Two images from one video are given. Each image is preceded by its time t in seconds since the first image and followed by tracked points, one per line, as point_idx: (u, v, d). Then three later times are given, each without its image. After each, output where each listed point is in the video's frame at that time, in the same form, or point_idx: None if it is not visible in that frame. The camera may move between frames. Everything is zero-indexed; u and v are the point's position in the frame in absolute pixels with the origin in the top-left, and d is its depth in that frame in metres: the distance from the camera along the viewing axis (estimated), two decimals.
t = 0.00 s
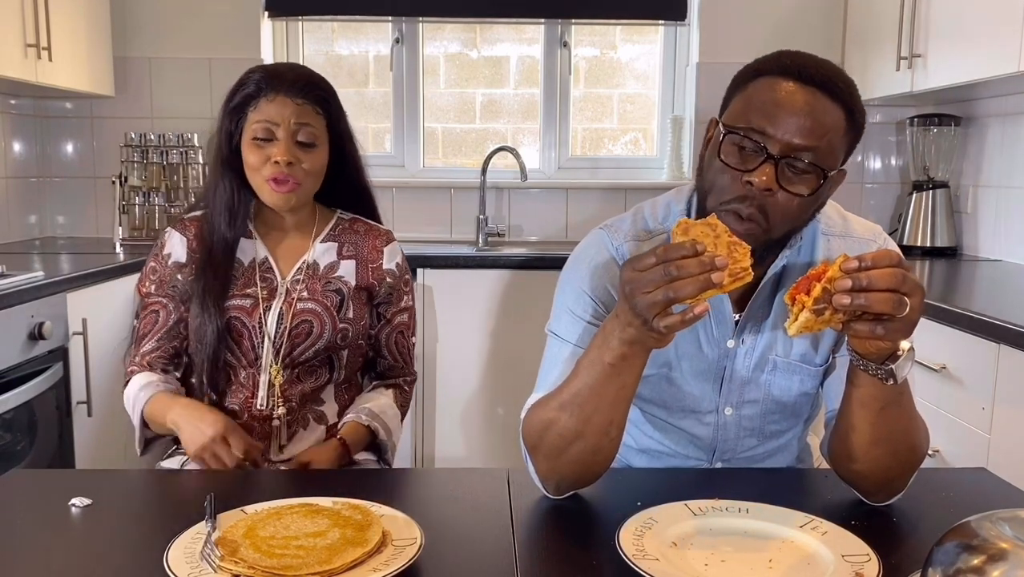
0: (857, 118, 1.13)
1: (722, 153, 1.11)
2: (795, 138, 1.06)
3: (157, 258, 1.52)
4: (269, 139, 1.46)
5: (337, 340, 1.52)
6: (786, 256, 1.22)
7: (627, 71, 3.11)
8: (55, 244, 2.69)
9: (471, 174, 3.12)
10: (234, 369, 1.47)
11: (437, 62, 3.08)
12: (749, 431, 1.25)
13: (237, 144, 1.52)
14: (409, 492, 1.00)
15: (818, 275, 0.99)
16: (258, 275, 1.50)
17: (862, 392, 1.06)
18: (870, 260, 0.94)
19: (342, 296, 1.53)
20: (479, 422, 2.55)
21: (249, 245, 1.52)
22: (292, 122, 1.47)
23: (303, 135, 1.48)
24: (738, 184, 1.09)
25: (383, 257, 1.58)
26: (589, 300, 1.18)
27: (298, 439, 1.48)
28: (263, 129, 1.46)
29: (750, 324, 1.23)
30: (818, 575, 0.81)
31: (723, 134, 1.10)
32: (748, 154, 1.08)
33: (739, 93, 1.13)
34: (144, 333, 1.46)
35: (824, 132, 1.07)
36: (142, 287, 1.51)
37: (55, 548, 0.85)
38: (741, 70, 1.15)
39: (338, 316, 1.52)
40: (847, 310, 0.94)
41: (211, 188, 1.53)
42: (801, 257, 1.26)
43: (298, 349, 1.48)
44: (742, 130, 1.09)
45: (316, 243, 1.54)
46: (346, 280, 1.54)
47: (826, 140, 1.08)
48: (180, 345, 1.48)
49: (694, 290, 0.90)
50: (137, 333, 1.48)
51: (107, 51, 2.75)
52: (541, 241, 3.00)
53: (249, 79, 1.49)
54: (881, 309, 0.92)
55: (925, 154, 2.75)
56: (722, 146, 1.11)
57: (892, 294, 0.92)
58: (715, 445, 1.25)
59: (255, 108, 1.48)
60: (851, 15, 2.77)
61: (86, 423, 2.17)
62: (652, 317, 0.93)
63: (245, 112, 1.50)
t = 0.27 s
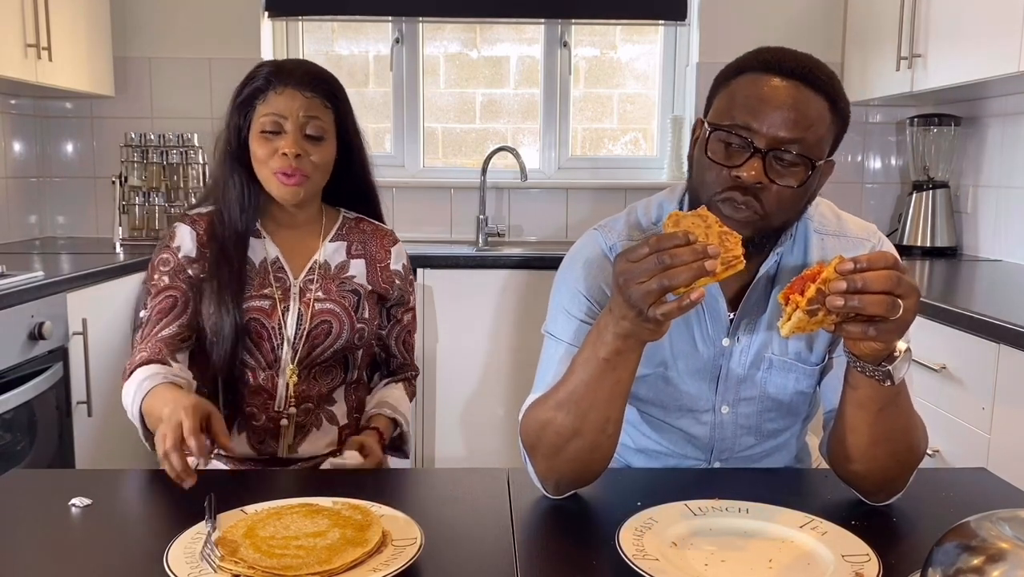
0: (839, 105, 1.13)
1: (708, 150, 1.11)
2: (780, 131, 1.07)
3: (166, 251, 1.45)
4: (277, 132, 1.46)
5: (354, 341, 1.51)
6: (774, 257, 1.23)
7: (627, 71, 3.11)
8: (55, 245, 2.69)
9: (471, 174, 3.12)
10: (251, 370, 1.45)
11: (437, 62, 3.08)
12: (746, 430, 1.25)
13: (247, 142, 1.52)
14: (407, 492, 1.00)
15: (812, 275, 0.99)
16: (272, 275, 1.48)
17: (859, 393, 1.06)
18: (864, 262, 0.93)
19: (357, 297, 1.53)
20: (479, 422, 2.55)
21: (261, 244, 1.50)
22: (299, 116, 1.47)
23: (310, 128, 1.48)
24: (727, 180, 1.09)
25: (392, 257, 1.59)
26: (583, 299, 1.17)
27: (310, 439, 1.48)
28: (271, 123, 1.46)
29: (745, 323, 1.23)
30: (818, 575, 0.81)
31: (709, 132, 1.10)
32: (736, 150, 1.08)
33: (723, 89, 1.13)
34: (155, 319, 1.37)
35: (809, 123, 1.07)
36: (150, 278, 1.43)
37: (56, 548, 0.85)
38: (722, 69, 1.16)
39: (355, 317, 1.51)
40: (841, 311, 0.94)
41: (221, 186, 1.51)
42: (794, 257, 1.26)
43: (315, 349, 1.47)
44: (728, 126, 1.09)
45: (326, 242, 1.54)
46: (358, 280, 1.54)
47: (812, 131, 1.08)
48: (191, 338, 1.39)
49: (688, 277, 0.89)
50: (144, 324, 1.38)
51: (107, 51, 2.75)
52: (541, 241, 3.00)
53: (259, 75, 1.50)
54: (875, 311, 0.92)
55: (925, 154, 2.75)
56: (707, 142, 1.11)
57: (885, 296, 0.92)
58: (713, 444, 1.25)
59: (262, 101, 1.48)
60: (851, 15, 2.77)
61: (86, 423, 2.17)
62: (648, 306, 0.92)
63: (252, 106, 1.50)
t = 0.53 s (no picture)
0: (834, 106, 1.13)
1: (707, 157, 1.11)
2: (780, 133, 1.06)
3: (173, 261, 1.38)
4: (287, 122, 1.45)
5: (368, 344, 1.51)
6: (769, 262, 1.23)
7: (627, 71, 3.11)
8: (55, 245, 2.69)
9: (471, 174, 3.12)
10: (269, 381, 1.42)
11: (437, 62, 3.08)
12: (743, 431, 1.25)
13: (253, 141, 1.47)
14: (407, 492, 1.00)
15: (807, 279, 0.99)
16: (285, 281, 1.45)
17: (856, 394, 1.06)
18: (858, 263, 0.94)
19: (371, 300, 1.52)
20: (479, 422, 2.55)
21: (270, 250, 1.45)
22: (308, 103, 1.47)
23: (320, 115, 1.48)
24: (729, 187, 1.09)
25: (394, 255, 1.59)
26: (581, 299, 1.17)
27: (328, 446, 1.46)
28: (280, 113, 1.45)
29: (741, 324, 1.23)
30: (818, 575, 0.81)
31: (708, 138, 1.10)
32: (736, 154, 1.09)
33: (719, 91, 1.13)
34: (166, 334, 1.30)
35: (807, 125, 1.07)
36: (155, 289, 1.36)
37: (55, 548, 0.85)
38: (714, 72, 1.16)
39: (371, 322, 1.51)
40: (837, 314, 0.94)
41: (228, 188, 1.45)
42: (789, 258, 1.27)
43: (335, 357, 1.46)
44: (726, 132, 1.09)
45: (331, 244, 1.52)
46: (366, 282, 1.53)
47: (810, 133, 1.08)
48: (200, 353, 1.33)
49: (684, 277, 0.89)
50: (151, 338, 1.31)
51: (107, 51, 2.75)
52: (541, 241, 3.00)
53: (262, 69, 1.47)
54: (871, 312, 0.92)
55: (925, 154, 2.75)
56: (707, 149, 1.11)
57: (880, 297, 0.92)
58: (710, 445, 1.25)
59: (267, 95, 1.46)
60: (851, 15, 2.77)
61: (86, 423, 2.17)
62: (644, 304, 0.93)
63: (256, 103, 1.46)
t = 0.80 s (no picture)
0: (838, 110, 1.13)
1: (715, 161, 1.10)
2: (787, 138, 1.06)
3: (161, 270, 1.36)
4: (275, 119, 1.44)
5: (365, 344, 1.50)
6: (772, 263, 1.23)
7: (627, 71, 3.11)
8: (55, 244, 2.69)
9: (471, 174, 3.13)
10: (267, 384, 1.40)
11: (437, 62, 3.08)
12: (744, 432, 1.25)
13: (240, 139, 1.45)
14: (408, 492, 1.00)
15: (809, 278, 0.99)
16: (278, 284, 1.43)
17: (856, 394, 1.06)
18: (860, 263, 0.94)
19: (366, 300, 1.51)
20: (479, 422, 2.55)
21: (260, 253, 1.43)
22: (297, 101, 1.46)
23: (309, 113, 1.47)
24: (737, 193, 1.09)
25: (387, 251, 1.57)
26: (584, 300, 1.17)
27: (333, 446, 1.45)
28: (267, 111, 1.43)
29: (743, 326, 1.23)
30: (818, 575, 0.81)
31: (716, 143, 1.10)
32: (743, 159, 1.08)
33: (724, 94, 1.12)
34: (154, 346, 1.29)
35: (815, 130, 1.07)
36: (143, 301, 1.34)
37: (56, 548, 0.85)
38: (720, 74, 1.16)
39: (366, 320, 1.50)
40: (839, 313, 0.94)
41: (216, 190, 1.44)
42: (791, 259, 1.27)
43: (333, 359, 1.45)
44: (734, 137, 1.09)
45: (322, 243, 1.51)
46: (360, 280, 1.52)
47: (817, 138, 1.08)
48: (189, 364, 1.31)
49: (695, 284, 0.89)
50: (138, 351, 1.29)
51: (107, 51, 2.75)
52: (541, 241, 3.01)
53: (248, 67, 1.46)
54: (873, 312, 0.92)
55: (924, 154, 2.75)
56: (715, 154, 1.10)
57: (883, 297, 0.92)
58: (711, 446, 1.26)
59: (254, 94, 1.45)
60: (851, 15, 2.77)
61: (86, 423, 2.17)
62: (654, 309, 0.93)
63: (243, 101, 1.45)
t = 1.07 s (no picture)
0: (844, 114, 1.13)
1: (720, 163, 1.10)
2: (793, 141, 1.06)
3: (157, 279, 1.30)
4: (256, 135, 1.39)
5: (367, 338, 1.50)
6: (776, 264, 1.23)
7: (627, 71, 3.11)
8: (55, 244, 2.69)
9: (471, 174, 3.12)
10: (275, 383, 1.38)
11: (437, 62, 3.08)
12: (746, 433, 1.25)
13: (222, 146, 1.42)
14: (409, 492, 1.00)
15: (814, 278, 0.99)
16: (277, 283, 1.42)
17: (859, 393, 1.06)
18: (864, 262, 0.94)
19: (367, 293, 1.51)
20: (479, 422, 2.55)
21: (257, 253, 1.42)
22: (278, 115, 1.40)
23: (291, 128, 1.42)
24: (742, 196, 1.09)
25: (376, 245, 1.59)
26: (588, 300, 1.17)
27: (343, 440, 1.44)
28: (249, 126, 1.39)
29: (746, 326, 1.23)
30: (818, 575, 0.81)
31: (722, 145, 1.10)
32: (749, 161, 1.08)
33: (731, 96, 1.12)
34: (153, 358, 1.22)
35: (820, 133, 1.07)
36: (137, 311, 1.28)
37: (55, 547, 0.85)
38: (725, 75, 1.16)
39: (367, 312, 1.50)
40: (843, 312, 0.93)
41: (203, 202, 1.42)
42: (795, 258, 1.27)
43: (338, 354, 1.44)
44: (740, 139, 1.09)
45: (316, 239, 1.50)
46: (356, 274, 1.52)
47: (823, 141, 1.08)
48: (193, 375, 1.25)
49: (701, 289, 0.90)
50: (137, 364, 1.23)
51: (106, 50, 2.75)
52: (541, 242, 3.01)
53: (227, 75, 1.40)
54: (877, 312, 0.92)
55: (924, 153, 2.75)
56: (720, 156, 1.10)
57: (887, 297, 0.92)
58: (713, 447, 1.25)
59: (236, 104, 1.39)
60: (852, 15, 2.77)
61: (86, 423, 2.17)
62: (659, 313, 0.93)
63: (226, 110, 1.40)
